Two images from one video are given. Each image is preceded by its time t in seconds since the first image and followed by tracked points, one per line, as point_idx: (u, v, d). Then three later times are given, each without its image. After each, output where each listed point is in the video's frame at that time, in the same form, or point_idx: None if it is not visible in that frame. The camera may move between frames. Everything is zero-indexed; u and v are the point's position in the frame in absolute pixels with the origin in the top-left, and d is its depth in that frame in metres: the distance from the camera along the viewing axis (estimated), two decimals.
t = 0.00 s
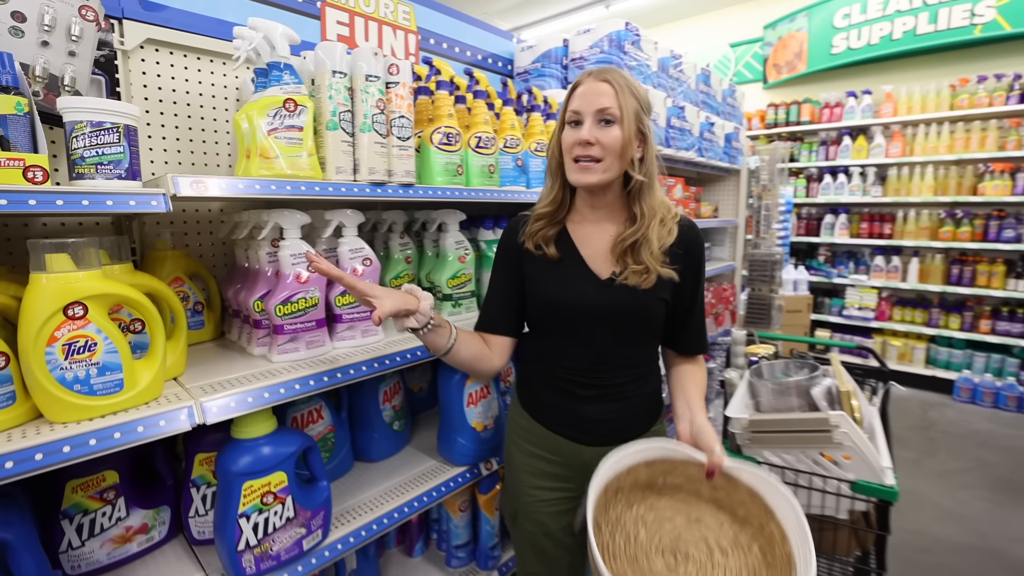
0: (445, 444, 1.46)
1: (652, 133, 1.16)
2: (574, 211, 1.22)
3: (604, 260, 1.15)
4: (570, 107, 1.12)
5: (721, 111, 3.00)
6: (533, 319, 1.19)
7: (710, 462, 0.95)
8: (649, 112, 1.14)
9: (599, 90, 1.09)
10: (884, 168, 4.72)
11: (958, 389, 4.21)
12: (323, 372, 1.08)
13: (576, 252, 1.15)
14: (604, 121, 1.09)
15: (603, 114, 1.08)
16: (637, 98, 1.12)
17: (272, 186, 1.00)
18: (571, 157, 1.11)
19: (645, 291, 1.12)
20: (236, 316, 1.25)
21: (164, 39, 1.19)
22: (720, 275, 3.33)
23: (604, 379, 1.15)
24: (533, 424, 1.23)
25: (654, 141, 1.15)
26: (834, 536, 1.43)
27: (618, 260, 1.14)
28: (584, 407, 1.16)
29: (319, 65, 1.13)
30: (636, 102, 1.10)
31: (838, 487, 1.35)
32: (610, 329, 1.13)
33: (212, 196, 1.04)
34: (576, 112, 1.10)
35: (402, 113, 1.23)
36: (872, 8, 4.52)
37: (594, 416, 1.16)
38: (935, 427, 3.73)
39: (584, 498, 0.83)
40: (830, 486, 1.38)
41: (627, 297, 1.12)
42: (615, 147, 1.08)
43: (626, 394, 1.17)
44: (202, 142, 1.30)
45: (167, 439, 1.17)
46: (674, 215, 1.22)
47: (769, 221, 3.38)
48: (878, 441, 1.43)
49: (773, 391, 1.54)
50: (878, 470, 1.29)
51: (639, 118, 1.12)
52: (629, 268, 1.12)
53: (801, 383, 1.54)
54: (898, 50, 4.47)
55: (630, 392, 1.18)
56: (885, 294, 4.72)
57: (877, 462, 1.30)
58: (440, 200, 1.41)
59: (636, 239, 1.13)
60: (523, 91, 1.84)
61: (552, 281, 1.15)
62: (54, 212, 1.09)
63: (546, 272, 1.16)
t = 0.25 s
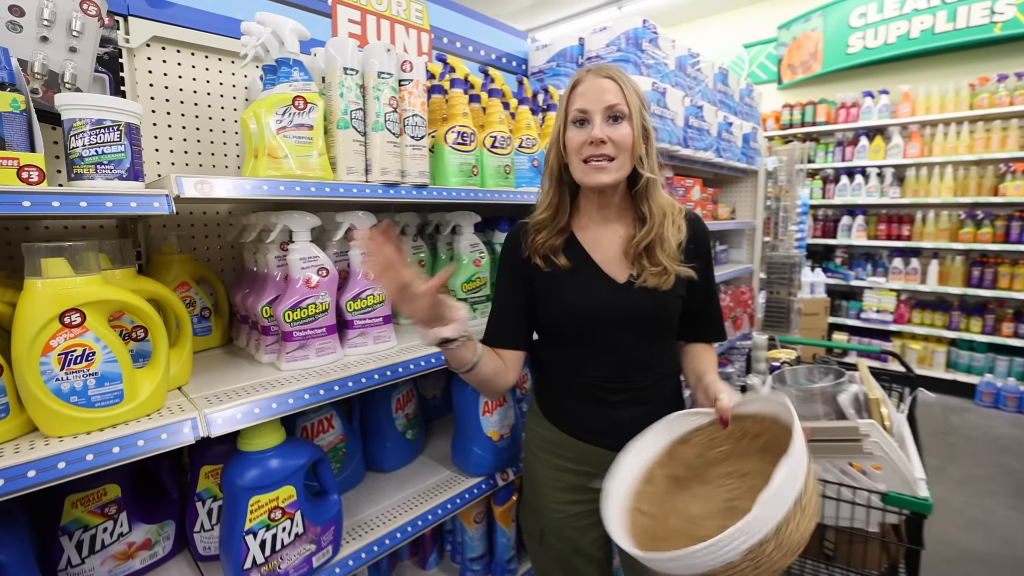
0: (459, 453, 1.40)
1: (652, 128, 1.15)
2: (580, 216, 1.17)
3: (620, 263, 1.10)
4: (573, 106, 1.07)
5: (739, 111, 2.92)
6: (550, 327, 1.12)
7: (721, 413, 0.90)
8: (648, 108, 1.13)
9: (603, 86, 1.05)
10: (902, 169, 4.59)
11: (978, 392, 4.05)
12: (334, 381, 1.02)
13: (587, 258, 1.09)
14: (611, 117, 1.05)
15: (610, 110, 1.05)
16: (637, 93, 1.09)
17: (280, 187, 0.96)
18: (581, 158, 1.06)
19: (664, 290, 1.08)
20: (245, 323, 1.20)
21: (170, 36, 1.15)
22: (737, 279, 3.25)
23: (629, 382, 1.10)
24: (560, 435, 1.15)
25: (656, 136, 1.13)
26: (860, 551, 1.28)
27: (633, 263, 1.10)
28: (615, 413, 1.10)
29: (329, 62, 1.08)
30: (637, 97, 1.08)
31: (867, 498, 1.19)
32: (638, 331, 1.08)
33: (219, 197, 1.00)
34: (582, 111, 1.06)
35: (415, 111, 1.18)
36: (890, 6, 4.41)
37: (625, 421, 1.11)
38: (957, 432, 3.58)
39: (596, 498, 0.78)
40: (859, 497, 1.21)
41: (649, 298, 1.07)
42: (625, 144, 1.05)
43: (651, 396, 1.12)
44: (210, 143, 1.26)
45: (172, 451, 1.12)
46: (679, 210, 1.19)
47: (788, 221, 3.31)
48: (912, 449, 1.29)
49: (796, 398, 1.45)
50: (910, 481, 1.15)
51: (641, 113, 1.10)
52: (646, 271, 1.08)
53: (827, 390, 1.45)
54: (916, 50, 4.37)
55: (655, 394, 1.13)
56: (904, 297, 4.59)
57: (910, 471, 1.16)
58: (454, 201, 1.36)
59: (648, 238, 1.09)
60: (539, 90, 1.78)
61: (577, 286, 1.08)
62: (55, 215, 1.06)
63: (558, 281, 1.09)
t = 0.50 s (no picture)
0: (470, 459, 1.35)
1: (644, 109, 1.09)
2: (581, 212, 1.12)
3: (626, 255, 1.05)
4: (562, 98, 1.02)
5: (751, 108, 2.85)
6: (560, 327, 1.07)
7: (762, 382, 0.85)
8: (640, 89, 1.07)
9: (594, 73, 1.00)
10: (914, 168, 4.50)
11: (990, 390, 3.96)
12: (339, 386, 0.97)
13: (594, 255, 1.04)
14: (603, 105, 1.00)
15: (602, 98, 1.00)
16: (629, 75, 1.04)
17: (282, 184, 0.91)
18: (577, 153, 1.00)
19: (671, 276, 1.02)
20: (247, 326, 1.16)
21: (167, 29, 1.11)
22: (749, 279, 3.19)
23: (650, 379, 1.03)
24: (579, 438, 1.10)
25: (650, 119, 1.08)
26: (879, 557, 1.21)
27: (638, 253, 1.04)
28: (632, 412, 1.03)
29: (333, 54, 1.04)
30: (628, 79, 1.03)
31: (887, 503, 1.11)
32: (654, 326, 1.02)
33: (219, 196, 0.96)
34: (572, 102, 1.01)
35: (422, 106, 1.14)
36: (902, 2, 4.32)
37: (645, 420, 1.03)
38: (969, 430, 3.46)
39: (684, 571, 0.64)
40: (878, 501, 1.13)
41: (660, 291, 1.01)
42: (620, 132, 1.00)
43: (675, 392, 1.05)
44: (211, 141, 1.23)
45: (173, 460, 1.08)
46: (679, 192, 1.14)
47: (800, 221, 3.25)
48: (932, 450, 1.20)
49: (812, 400, 1.36)
50: (932, 483, 1.06)
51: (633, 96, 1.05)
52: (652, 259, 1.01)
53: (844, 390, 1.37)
54: (928, 47, 4.28)
55: (678, 391, 1.06)
56: (915, 296, 4.48)
57: (932, 472, 1.07)
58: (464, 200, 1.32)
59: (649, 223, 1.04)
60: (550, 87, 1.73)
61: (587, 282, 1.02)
62: (49, 215, 1.02)
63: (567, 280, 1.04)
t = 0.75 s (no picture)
0: (470, 464, 1.32)
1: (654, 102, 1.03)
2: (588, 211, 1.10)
3: (629, 256, 1.01)
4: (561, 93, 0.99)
5: (754, 107, 2.82)
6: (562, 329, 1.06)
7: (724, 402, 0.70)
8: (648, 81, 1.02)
9: (593, 65, 0.95)
10: (916, 167, 4.48)
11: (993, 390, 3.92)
12: (336, 393, 0.94)
13: (596, 257, 1.01)
14: (605, 100, 0.96)
15: (602, 92, 0.95)
16: (634, 66, 0.99)
17: (275, 184, 0.88)
18: (577, 151, 0.97)
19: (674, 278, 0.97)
20: (241, 330, 1.13)
21: (158, 25, 1.09)
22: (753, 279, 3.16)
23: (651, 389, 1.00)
24: (582, 444, 1.09)
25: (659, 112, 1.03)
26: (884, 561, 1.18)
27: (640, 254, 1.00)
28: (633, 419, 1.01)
29: (328, 50, 1.01)
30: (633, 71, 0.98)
31: (895, 508, 1.08)
32: (652, 330, 0.97)
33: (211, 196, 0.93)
34: (570, 97, 0.97)
35: (420, 103, 1.11)
36: None
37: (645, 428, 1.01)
38: (971, 431, 3.42)
39: None
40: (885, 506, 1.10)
41: (661, 296, 0.97)
42: (622, 128, 0.95)
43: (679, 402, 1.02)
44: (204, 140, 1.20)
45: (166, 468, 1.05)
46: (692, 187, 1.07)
47: (803, 221, 3.22)
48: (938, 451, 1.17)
49: (818, 403, 1.35)
50: (942, 489, 1.02)
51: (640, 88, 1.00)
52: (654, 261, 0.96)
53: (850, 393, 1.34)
54: (930, 45, 4.25)
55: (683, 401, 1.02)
56: (917, 296, 4.46)
57: (941, 477, 1.03)
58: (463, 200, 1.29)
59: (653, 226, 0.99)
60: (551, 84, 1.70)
61: (583, 286, 1.01)
62: (36, 217, 0.99)
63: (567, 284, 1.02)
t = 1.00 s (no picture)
0: (470, 470, 1.32)
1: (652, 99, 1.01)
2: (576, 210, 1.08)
3: (618, 259, 1.00)
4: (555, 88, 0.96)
5: (758, 107, 2.80)
6: (545, 335, 1.04)
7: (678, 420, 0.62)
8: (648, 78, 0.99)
9: (591, 59, 0.93)
10: (925, 167, 4.43)
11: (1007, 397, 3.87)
12: (332, 400, 0.94)
13: (583, 260, 1.00)
14: (602, 96, 0.93)
15: (600, 89, 0.93)
16: (632, 60, 0.96)
17: (275, 189, 0.88)
18: (571, 150, 0.95)
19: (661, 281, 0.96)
20: (241, 334, 1.13)
21: (157, 29, 1.08)
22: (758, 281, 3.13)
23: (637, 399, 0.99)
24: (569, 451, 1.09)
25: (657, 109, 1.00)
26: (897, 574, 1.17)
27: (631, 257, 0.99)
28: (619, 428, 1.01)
29: (327, 53, 1.00)
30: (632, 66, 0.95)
31: (909, 520, 1.07)
32: (638, 339, 0.96)
33: (210, 201, 0.92)
34: (566, 92, 0.94)
35: (420, 106, 1.10)
36: None
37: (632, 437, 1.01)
38: (984, 437, 3.38)
39: None
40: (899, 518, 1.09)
41: (649, 303, 0.96)
42: (618, 127, 0.93)
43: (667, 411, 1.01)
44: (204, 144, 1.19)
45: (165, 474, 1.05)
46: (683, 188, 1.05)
47: (809, 222, 3.19)
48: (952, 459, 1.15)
49: (825, 409, 1.31)
50: (959, 501, 1.01)
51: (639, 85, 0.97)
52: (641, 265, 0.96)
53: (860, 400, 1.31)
54: (938, 43, 4.21)
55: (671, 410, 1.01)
56: (927, 298, 4.42)
57: (958, 490, 1.01)
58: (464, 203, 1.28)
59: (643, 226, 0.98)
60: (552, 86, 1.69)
61: (569, 290, 0.99)
62: (38, 222, 0.99)
63: (551, 288, 1.01)
